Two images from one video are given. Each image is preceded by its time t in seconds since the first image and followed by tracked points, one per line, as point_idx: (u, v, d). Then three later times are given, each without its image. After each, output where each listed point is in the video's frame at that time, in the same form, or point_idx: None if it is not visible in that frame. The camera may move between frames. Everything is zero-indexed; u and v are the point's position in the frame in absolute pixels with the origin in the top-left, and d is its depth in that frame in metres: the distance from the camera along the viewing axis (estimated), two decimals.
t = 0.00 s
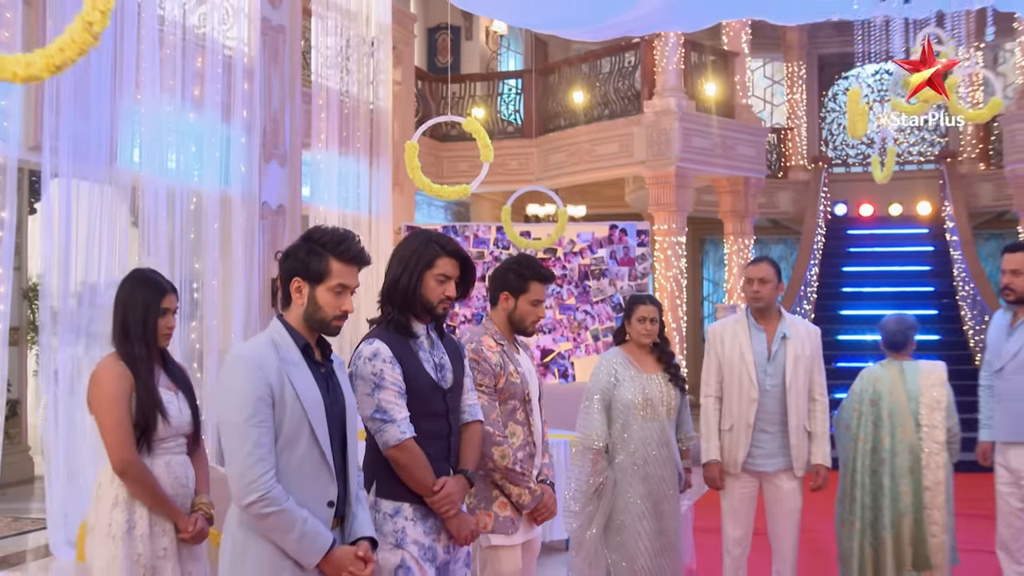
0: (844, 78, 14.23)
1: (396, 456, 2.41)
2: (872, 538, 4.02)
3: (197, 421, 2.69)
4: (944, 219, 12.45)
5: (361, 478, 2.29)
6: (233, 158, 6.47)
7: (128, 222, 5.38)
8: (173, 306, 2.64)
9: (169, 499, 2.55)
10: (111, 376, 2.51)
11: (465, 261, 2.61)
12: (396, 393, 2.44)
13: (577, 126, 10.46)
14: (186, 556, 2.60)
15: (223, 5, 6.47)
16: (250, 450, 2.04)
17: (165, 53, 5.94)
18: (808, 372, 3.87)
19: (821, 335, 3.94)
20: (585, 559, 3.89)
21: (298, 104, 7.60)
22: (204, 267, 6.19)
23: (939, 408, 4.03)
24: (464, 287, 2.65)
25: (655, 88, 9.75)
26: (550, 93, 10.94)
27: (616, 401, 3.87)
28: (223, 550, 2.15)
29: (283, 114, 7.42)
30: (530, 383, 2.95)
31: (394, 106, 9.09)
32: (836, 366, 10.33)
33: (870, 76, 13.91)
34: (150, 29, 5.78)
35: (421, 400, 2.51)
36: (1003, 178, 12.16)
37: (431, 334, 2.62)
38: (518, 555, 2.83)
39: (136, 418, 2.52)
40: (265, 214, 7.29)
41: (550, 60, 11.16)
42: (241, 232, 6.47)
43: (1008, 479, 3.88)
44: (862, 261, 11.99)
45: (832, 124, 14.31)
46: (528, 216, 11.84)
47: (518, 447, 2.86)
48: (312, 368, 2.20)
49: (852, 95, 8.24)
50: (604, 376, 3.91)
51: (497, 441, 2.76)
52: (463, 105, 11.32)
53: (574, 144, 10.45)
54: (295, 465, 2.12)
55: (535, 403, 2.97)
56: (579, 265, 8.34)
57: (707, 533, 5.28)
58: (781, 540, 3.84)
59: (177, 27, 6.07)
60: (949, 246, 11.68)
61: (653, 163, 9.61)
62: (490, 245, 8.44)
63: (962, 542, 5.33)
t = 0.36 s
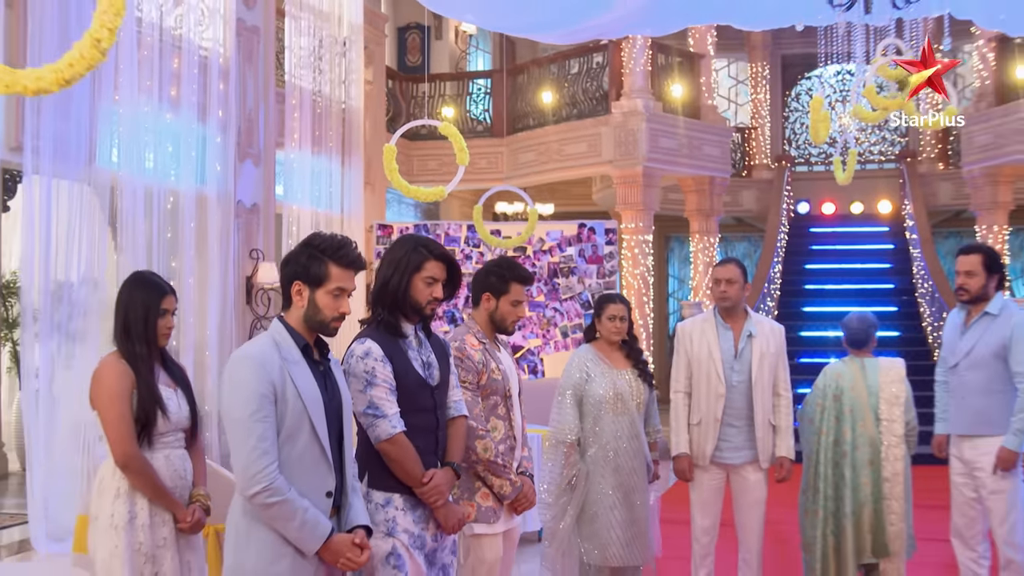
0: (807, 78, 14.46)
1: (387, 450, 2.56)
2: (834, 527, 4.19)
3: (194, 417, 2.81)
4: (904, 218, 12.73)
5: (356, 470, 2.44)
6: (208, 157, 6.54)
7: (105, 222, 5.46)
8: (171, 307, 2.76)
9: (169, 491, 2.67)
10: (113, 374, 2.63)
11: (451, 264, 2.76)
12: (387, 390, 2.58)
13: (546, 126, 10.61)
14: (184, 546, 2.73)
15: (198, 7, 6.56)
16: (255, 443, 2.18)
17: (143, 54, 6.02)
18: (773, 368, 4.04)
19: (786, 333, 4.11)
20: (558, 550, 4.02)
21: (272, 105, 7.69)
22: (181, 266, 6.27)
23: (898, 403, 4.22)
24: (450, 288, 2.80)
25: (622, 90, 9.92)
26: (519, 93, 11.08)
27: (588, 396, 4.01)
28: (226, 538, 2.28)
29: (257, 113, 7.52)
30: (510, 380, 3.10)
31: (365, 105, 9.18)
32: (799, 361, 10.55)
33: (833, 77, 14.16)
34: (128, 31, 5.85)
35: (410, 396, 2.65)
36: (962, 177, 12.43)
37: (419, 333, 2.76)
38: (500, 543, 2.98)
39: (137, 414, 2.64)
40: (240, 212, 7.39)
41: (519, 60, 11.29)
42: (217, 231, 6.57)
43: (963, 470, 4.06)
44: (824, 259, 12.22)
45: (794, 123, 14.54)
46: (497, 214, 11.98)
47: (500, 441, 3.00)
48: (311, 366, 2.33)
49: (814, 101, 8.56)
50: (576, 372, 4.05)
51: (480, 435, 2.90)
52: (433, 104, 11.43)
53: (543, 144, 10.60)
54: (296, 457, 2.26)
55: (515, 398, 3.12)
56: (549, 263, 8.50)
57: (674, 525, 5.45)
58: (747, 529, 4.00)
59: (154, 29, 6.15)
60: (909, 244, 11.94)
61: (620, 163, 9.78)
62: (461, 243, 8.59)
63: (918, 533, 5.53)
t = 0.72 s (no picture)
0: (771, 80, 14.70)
1: (376, 444, 2.69)
2: (796, 519, 4.36)
3: (189, 413, 2.95)
4: (865, 219, 13.00)
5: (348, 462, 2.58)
6: (184, 157, 6.64)
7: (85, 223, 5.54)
8: (169, 308, 2.89)
9: (166, 484, 2.80)
10: (114, 372, 2.75)
11: (436, 268, 2.91)
12: (376, 388, 2.71)
13: (515, 127, 10.77)
14: (180, 537, 2.87)
15: (175, 9, 6.67)
16: (256, 437, 2.31)
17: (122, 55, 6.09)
18: (738, 366, 4.21)
19: (752, 333, 4.27)
20: (533, 542, 4.12)
21: (246, 105, 7.79)
22: (157, 264, 6.35)
23: (857, 401, 4.40)
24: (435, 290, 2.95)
25: (591, 92, 10.10)
26: (488, 94, 11.23)
27: (559, 393, 4.12)
28: (227, 527, 2.42)
29: (232, 113, 7.62)
30: (490, 378, 3.25)
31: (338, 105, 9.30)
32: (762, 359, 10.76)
33: (796, 79, 14.41)
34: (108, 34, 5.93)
35: (397, 394, 2.80)
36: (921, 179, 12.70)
37: (405, 333, 2.91)
38: (480, 533, 3.13)
39: (137, 410, 2.77)
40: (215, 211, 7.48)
41: (488, 62, 11.43)
42: (193, 229, 6.66)
43: (919, 464, 4.25)
44: (788, 259, 12.46)
45: (758, 125, 14.77)
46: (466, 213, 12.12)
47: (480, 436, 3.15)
48: (308, 364, 2.48)
49: (779, 111, 8.45)
50: (547, 369, 4.16)
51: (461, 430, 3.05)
52: (403, 104, 11.55)
53: (512, 145, 10.75)
54: (295, 451, 2.40)
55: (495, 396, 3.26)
56: (518, 262, 8.66)
57: (643, 518, 5.63)
58: (713, 521, 4.17)
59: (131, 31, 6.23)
60: (870, 244, 12.19)
61: (589, 164, 9.96)
62: (433, 242, 8.73)
63: (877, 525, 5.73)
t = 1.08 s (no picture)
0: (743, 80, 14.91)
1: (370, 439, 2.83)
2: (766, 511, 4.54)
3: (189, 410, 3.09)
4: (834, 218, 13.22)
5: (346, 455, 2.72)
6: (167, 157, 6.76)
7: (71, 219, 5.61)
8: (171, 309, 3.03)
9: (169, 477, 2.95)
10: (120, 371, 2.89)
11: (427, 271, 3.06)
12: (370, 385, 2.85)
13: (491, 127, 10.92)
14: (182, 528, 3.02)
15: (159, 10, 6.76)
16: (261, 432, 2.45)
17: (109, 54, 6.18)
18: (712, 365, 4.37)
19: (725, 332, 4.44)
20: (514, 535, 4.20)
21: (227, 105, 7.90)
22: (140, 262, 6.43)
23: (825, 398, 4.58)
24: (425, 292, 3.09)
25: (566, 93, 10.27)
26: (464, 95, 11.40)
27: (540, 389, 4.22)
28: (232, 518, 2.56)
29: (215, 113, 7.73)
30: (477, 376, 3.39)
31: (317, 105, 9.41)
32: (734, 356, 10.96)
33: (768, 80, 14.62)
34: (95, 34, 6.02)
35: (390, 391, 2.94)
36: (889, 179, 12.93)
37: (398, 333, 3.05)
38: (467, 523, 3.29)
39: (142, 407, 2.90)
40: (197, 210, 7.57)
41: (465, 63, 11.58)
42: (175, 228, 6.83)
43: (885, 458, 4.43)
44: (759, 257, 12.66)
45: (730, 125, 14.98)
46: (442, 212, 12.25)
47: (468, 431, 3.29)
48: (309, 363, 2.62)
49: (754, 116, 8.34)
50: (527, 367, 4.26)
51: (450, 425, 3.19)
52: (380, 103, 11.64)
53: (488, 145, 10.90)
54: (296, 445, 2.54)
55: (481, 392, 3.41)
56: (495, 261, 8.84)
57: (620, 511, 5.80)
58: (688, 513, 4.33)
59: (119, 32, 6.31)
60: (840, 243, 12.42)
61: (564, 164, 10.11)
62: (412, 240, 8.88)
63: (845, 518, 5.91)
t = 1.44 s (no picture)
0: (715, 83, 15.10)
1: (362, 438, 2.96)
2: (738, 507, 4.68)
3: (187, 411, 3.22)
4: (805, 219, 13.43)
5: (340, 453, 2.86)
6: (150, 160, 6.84)
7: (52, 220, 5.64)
8: (169, 314, 3.15)
9: (169, 475, 3.07)
10: (121, 373, 3.00)
11: (416, 278, 3.19)
12: (362, 387, 2.98)
13: (468, 130, 11.08)
14: (180, 525, 3.14)
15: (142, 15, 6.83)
16: (262, 432, 2.58)
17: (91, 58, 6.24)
18: (687, 365, 4.53)
19: (700, 334, 4.60)
20: (494, 531, 4.33)
21: (209, 109, 7.99)
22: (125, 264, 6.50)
23: (795, 397, 4.74)
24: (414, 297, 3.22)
25: (543, 97, 10.44)
26: (440, 97, 11.53)
27: (521, 389, 4.36)
28: (233, 513, 2.70)
29: (196, 116, 7.82)
30: (461, 378, 3.53)
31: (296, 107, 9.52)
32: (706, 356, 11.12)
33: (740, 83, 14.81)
34: (77, 39, 6.09)
35: (381, 393, 3.07)
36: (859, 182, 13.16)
37: (388, 337, 3.19)
38: (453, 519, 3.43)
39: (142, 408, 3.03)
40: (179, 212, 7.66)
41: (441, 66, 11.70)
42: (158, 231, 6.89)
43: (853, 455, 4.60)
44: (731, 258, 12.85)
45: (703, 127, 15.17)
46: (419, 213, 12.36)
47: (454, 430, 3.42)
48: (307, 367, 2.76)
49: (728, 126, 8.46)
50: (509, 369, 4.39)
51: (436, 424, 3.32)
52: (359, 106, 11.68)
53: (465, 147, 11.04)
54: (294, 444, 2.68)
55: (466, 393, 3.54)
56: (473, 262, 8.98)
57: (597, 509, 5.93)
58: (664, 510, 4.48)
59: (102, 37, 6.38)
60: (810, 245, 12.62)
61: (541, 167, 10.28)
62: (390, 243, 8.99)
63: (814, 513, 6.08)
